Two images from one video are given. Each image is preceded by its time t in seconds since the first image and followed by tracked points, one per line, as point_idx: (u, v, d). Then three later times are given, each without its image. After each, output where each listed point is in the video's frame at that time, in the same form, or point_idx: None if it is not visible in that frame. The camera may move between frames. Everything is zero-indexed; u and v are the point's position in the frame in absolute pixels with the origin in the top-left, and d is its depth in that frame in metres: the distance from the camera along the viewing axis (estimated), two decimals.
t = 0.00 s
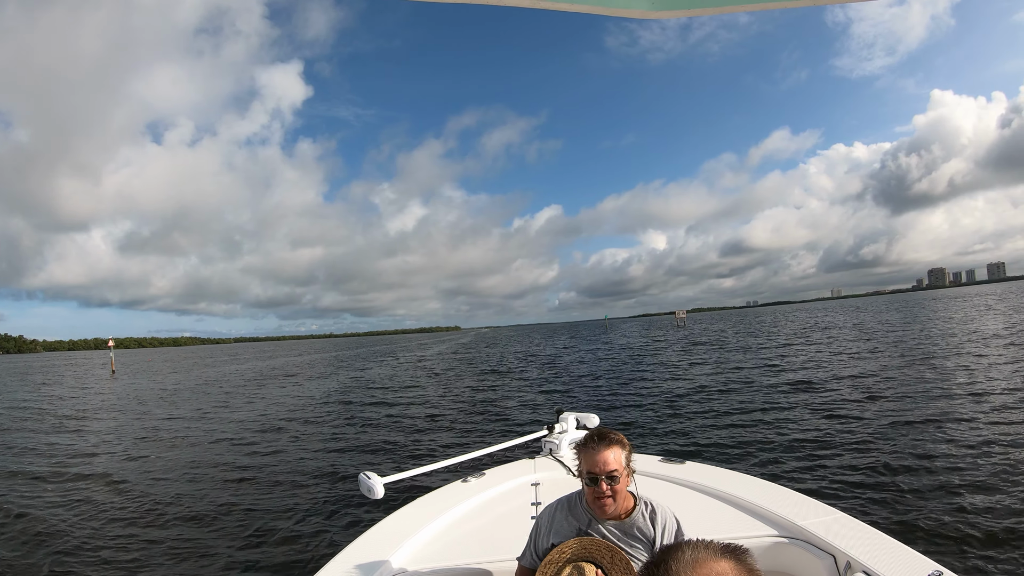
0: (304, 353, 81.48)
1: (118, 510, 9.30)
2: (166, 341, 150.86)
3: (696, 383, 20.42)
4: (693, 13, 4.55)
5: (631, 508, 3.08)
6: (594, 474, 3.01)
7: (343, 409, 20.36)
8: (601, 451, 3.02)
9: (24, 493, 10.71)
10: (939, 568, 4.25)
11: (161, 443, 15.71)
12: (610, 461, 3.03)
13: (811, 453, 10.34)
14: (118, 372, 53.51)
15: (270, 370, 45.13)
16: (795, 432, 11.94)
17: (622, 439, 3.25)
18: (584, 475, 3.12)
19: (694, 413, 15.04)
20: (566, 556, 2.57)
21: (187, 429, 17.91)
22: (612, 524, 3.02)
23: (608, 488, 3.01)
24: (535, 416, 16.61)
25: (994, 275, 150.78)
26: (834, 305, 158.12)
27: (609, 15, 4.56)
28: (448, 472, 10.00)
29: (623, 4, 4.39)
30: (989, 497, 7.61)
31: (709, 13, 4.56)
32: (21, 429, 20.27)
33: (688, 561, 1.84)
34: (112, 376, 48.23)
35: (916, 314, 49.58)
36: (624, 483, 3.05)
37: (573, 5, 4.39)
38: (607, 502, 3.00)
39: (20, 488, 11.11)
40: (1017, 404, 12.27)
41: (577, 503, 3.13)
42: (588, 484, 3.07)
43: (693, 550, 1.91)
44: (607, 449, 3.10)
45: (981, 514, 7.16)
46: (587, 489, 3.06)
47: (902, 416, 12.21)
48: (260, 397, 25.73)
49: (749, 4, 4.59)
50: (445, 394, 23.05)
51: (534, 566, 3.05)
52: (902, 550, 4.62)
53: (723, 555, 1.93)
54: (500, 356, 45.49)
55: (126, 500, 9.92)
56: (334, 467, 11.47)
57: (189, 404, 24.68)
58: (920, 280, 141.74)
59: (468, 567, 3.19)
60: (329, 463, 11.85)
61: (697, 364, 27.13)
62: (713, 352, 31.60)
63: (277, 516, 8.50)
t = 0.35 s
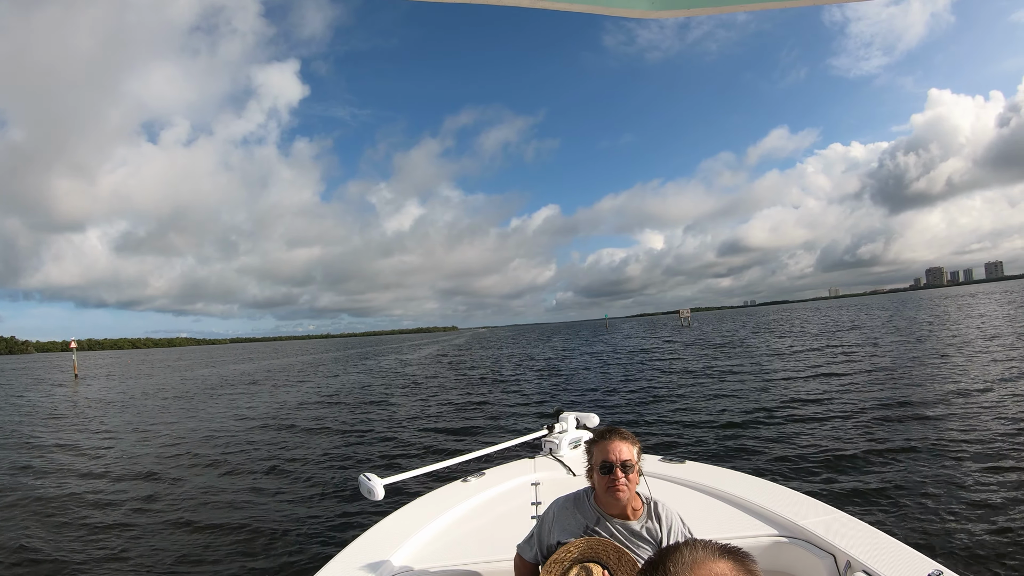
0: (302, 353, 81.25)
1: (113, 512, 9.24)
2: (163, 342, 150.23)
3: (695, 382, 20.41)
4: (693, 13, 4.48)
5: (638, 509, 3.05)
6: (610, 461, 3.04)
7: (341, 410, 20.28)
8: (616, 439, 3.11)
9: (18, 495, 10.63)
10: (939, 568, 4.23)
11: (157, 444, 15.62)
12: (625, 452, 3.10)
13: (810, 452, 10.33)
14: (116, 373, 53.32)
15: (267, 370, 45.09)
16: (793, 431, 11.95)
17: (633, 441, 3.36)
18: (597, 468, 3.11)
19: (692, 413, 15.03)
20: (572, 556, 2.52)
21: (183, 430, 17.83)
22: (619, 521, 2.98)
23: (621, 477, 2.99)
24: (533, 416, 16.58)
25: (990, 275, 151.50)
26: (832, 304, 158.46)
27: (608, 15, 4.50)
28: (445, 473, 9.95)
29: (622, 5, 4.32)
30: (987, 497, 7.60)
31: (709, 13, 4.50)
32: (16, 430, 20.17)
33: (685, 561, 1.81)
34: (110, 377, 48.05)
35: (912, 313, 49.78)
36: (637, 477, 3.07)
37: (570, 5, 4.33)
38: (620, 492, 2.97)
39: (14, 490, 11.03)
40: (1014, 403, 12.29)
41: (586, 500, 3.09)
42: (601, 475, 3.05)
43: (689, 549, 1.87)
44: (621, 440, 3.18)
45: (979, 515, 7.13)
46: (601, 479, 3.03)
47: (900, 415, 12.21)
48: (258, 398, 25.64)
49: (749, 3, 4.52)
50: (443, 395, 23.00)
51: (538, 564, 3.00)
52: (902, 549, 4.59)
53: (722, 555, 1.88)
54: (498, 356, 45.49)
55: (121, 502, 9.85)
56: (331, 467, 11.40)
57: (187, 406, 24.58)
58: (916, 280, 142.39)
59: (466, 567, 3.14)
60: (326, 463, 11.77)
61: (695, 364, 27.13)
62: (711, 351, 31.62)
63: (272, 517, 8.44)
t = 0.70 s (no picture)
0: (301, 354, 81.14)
1: (105, 513, 9.15)
2: (159, 343, 149.65)
3: (693, 383, 20.39)
4: (694, 13, 4.39)
5: (636, 507, 2.99)
6: (607, 456, 3.01)
7: (338, 410, 20.19)
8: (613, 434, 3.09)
9: (12, 495, 10.53)
10: (939, 567, 4.18)
11: (153, 445, 15.53)
12: (622, 448, 3.08)
13: (808, 452, 10.31)
14: (115, 374, 53.21)
15: (265, 371, 44.96)
16: (791, 431, 11.93)
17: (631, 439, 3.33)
18: (594, 464, 3.08)
19: (691, 413, 15.00)
20: (569, 556, 2.47)
21: (180, 431, 17.73)
22: (616, 520, 2.93)
23: (619, 474, 2.95)
24: (531, 417, 16.53)
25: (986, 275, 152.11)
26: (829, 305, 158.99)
27: (607, 15, 4.41)
28: (444, 472, 9.88)
29: (622, 4, 4.23)
30: (985, 498, 7.57)
31: (710, 13, 4.40)
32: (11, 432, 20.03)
33: (692, 562, 1.75)
34: (109, 378, 47.93)
35: (908, 314, 49.97)
36: (635, 473, 3.02)
37: (569, 4, 4.23)
38: (619, 489, 2.90)
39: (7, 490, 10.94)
40: (1011, 403, 12.30)
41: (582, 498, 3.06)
42: (599, 472, 3.01)
43: (698, 549, 1.82)
44: (618, 437, 3.15)
45: (979, 515, 7.11)
46: (599, 475, 2.99)
47: (898, 416, 12.17)
48: (256, 398, 25.52)
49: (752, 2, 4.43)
50: (441, 395, 22.91)
51: (536, 565, 2.94)
52: (902, 549, 4.55)
53: (731, 556, 1.83)
54: (496, 356, 45.42)
55: (115, 502, 9.77)
56: (328, 467, 11.32)
57: (184, 406, 24.46)
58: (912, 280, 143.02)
59: (465, 568, 3.07)
60: (322, 464, 11.69)
61: (693, 364, 27.13)
62: (709, 351, 31.64)
63: (268, 517, 8.37)
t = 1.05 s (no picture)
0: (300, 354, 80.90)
1: (100, 515, 9.08)
2: (157, 343, 149.14)
3: (692, 383, 20.36)
4: (693, 12, 4.32)
5: (633, 507, 2.94)
6: (604, 458, 2.94)
7: (337, 411, 20.12)
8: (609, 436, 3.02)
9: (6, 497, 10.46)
10: (939, 567, 4.15)
11: (149, 446, 15.44)
12: (619, 450, 3.01)
13: (806, 451, 10.31)
14: (112, 374, 52.97)
15: (263, 372, 44.90)
16: (790, 431, 11.92)
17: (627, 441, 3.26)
18: (590, 466, 3.01)
19: (690, 413, 14.97)
20: (566, 555, 2.42)
21: (177, 432, 17.64)
22: (612, 520, 2.89)
23: (616, 476, 2.89)
24: (531, 417, 16.49)
25: (983, 276, 152.63)
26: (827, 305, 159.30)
27: (606, 15, 4.35)
28: (443, 473, 9.84)
29: (620, 4, 4.17)
30: (985, 499, 7.55)
31: (710, 12, 4.33)
32: (7, 433, 19.91)
33: (701, 565, 1.71)
34: (106, 378, 47.73)
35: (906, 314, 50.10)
36: (632, 475, 2.96)
37: (567, 5, 4.16)
38: (615, 491, 2.86)
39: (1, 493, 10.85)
40: (1008, 403, 12.30)
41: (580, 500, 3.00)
42: (595, 474, 2.95)
43: (706, 552, 1.77)
44: (615, 438, 3.08)
45: (976, 515, 7.10)
46: (596, 478, 2.93)
47: (897, 416, 12.16)
48: (254, 399, 25.42)
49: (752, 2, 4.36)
50: (440, 395, 22.87)
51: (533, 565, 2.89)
52: (902, 549, 4.53)
53: (739, 559, 1.79)
54: (495, 356, 45.39)
55: (110, 504, 9.69)
56: (325, 468, 11.26)
57: (182, 407, 24.37)
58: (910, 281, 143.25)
59: (465, 568, 3.02)
60: (319, 464, 11.62)
61: (692, 364, 27.13)
62: (707, 351, 31.67)
63: (265, 518, 8.31)
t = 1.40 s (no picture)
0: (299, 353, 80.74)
1: (95, 514, 9.02)
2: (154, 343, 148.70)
3: (691, 383, 20.34)
4: (694, 13, 4.27)
5: (633, 507, 2.90)
6: (602, 460, 2.90)
7: (335, 410, 20.05)
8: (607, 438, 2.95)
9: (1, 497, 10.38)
10: (939, 567, 4.13)
11: (146, 445, 15.36)
12: (617, 451, 2.95)
13: (805, 451, 10.31)
14: (111, 373, 52.82)
15: (261, 372, 44.86)
16: (789, 431, 11.91)
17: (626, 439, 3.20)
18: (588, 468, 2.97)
19: (688, 413, 14.96)
20: (567, 557, 2.38)
21: (174, 431, 17.56)
22: (611, 521, 2.85)
23: (613, 479, 2.85)
24: (530, 417, 16.44)
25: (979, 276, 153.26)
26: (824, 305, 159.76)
27: (606, 15, 4.29)
28: (442, 472, 9.78)
29: (621, 4, 4.12)
30: (983, 499, 7.53)
31: (712, 12, 4.28)
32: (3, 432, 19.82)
33: (704, 565, 1.67)
34: (105, 378, 47.58)
35: (904, 315, 50.20)
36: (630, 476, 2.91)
37: (566, 5, 4.11)
38: (614, 493, 2.82)
39: None
40: (1006, 403, 12.33)
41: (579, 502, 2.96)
42: (593, 476, 2.91)
43: (706, 552, 1.74)
44: (613, 439, 3.03)
45: (975, 514, 7.09)
46: (594, 480, 2.89)
47: (896, 416, 12.15)
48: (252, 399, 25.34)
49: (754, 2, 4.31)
50: (439, 395, 22.84)
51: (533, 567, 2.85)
52: (902, 549, 4.49)
53: (744, 560, 1.74)
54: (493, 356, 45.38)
55: (105, 504, 9.62)
56: (323, 467, 11.21)
57: (179, 407, 24.28)
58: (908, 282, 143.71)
59: (466, 567, 2.98)
60: (316, 464, 11.56)
61: (691, 364, 27.14)
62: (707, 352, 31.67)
63: (262, 517, 8.26)
